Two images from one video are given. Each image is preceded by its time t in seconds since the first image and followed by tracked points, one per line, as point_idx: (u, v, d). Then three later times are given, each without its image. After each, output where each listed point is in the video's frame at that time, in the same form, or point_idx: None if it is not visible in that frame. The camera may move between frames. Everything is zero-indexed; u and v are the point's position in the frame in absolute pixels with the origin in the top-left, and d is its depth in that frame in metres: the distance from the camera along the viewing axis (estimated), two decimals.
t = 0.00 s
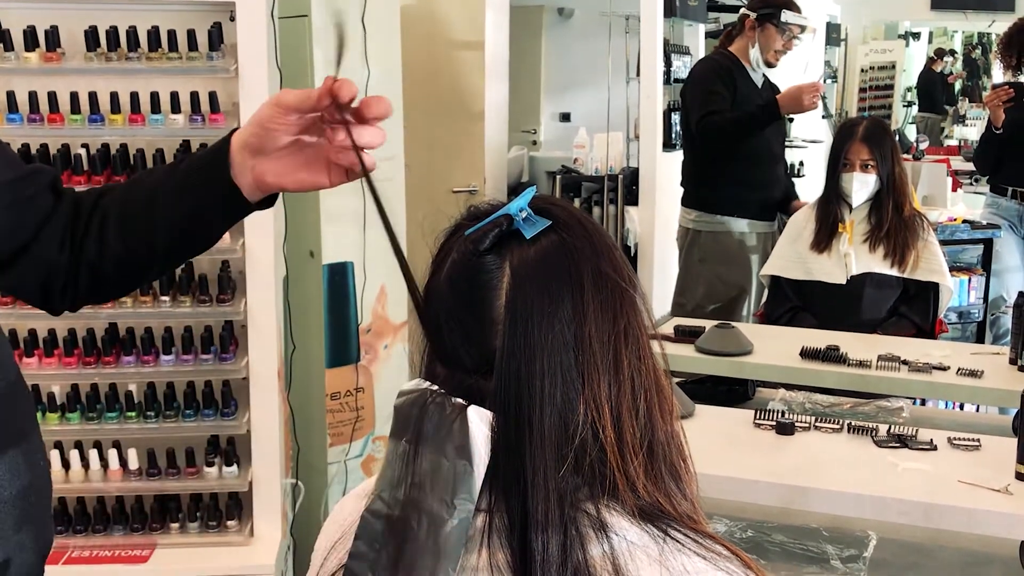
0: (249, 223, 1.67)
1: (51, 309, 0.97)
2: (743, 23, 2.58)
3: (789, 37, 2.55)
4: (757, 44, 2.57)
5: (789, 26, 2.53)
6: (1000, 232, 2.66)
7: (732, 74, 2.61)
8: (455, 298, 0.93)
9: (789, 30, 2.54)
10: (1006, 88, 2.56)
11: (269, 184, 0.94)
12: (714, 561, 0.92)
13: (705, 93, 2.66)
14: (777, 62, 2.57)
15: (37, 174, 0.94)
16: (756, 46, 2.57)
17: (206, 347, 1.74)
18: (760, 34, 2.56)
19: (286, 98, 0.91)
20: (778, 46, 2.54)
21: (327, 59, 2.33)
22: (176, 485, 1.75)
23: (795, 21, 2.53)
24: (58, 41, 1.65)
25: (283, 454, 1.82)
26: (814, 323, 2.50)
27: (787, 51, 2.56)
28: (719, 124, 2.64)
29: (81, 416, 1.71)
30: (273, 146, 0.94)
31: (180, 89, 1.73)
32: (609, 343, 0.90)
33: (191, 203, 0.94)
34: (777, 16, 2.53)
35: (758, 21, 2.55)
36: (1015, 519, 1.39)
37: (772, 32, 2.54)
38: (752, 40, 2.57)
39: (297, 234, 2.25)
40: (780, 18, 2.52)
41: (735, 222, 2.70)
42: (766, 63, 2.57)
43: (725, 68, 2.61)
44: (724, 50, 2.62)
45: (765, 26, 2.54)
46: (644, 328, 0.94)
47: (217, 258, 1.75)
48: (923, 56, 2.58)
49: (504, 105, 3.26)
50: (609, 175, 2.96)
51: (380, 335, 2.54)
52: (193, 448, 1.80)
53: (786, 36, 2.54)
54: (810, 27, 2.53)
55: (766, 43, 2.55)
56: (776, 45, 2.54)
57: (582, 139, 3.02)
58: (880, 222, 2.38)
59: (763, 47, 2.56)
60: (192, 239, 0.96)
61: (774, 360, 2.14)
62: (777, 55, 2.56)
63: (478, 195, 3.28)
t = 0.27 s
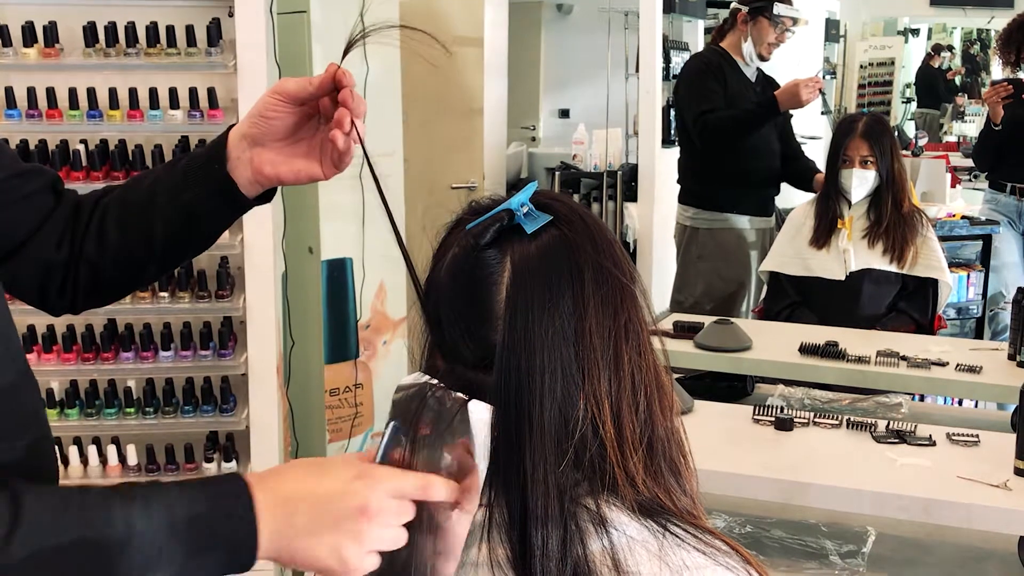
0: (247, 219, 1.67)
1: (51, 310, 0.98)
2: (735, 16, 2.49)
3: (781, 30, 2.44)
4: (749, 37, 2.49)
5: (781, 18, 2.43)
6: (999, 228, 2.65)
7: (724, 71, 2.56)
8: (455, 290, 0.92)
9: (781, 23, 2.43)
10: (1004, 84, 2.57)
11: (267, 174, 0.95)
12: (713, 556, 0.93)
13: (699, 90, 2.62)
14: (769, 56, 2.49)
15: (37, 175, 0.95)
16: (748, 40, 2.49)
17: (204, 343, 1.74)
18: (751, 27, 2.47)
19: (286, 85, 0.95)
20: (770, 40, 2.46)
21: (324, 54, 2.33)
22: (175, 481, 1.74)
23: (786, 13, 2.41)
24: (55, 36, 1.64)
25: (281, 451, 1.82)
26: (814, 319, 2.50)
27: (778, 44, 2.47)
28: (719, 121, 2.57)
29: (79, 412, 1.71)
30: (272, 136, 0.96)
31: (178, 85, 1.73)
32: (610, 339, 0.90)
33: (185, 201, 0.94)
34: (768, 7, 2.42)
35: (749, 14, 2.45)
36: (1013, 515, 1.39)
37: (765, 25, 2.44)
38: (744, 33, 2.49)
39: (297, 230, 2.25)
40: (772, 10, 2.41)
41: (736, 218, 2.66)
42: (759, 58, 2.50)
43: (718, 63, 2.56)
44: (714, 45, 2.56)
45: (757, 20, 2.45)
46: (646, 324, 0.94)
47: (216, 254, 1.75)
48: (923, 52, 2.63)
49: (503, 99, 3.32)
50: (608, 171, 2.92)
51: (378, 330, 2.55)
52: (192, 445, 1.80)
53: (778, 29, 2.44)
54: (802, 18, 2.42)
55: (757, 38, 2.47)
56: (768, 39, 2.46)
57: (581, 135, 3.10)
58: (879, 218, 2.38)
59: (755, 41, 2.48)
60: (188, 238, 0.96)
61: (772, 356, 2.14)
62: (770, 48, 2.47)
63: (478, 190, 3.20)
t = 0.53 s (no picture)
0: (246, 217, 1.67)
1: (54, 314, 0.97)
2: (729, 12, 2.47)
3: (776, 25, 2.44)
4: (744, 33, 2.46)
5: (777, 13, 2.41)
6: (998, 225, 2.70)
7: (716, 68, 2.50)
8: (453, 288, 0.92)
9: (776, 18, 2.42)
10: (1003, 81, 2.62)
11: (270, 175, 0.96)
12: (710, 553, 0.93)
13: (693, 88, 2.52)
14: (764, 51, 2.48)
15: (45, 179, 0.96)
16: (743, 36, 2.46)
17: (203, 340, 1.74)
18: (746, 22, 2.44)
19: (290, 86, 0.95)
20: (765, 36, 2.44)
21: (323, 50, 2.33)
22: (174, 479, 1.75)
23: (782, 8, 2.41)
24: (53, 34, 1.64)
25: (281, 448, 1.82)
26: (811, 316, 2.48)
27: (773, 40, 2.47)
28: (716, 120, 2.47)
29: (78, 409, 1.71)
30: (275, 136, 0.97)
31: (175, 82, 1.73)
32: (608, 335, 0.90)
33: (189, 203, 0.94)
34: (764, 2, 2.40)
35: (744, 8, 2.42)
36: (1011, 511, 1.39)
37: (760, 20, 2.42)
38: (739, 28, 2.46)
39: (293, 228, 2.25)
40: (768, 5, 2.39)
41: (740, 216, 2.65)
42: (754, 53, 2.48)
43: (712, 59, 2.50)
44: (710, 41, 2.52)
45: (752, 14, 2.41)
46: (643, 320, 0.94)
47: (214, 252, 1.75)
48: (921, 48, 2.69)
49: (503, 96, 3.27)
50: (606, 168, 2.93)
51: (377, 328, 2.55)
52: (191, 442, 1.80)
53: (774, 25, 2.43)
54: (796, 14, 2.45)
55: (753, 33, 2.44)
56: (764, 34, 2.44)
57: (580, 131, 3.05)
58: (878, 214, 2.37)
59: (751, 36, 2.45)
60: (189, 243, 0.96)
61: (771, 353, 2.14)
62: (766, 43, 2.45)
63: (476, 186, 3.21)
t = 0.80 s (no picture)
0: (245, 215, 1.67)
1: (59, 313, 0.98)
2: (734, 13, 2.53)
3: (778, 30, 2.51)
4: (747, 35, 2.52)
5: (781, 18, 2.48)
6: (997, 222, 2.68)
7: (720, 66, 2.58)
8: (450, 288, 0.93)
9: (780, 22, 2.48)
10: (1003, 79, 2.59)
11: (274, 183, 0.96)
12: (708, 551, 0.93)
13: (695, 88, 2.61)
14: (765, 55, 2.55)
15: (58, 180, 0.97)
16: (746, 38, 2.52)
17: (202, 339, 1.74)
18: (751, 24, 2.50)
19: (297, 95, 0.96)
20: (768, 40, 2.51)
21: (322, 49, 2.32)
22: (174, 477, 1.74)
23: (786, 14, 2.48)
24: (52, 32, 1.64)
25: (280, 446, 1.82)
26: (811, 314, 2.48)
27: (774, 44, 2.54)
28: (716, 120, 2.58)
29: (77, 408, 1.71)
30: (280, 145, 0.97)
31: (174, 80, 1.72)
32: (605, 333, 0.90)
33: (194, 206, 0.95)
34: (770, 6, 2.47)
35: (751, 10, 2.49)
36: (1010, 509, 1.39)
37: (765, 24, 2.48)
38: (743, 30, 2.52)
39: (293, 227, 2.25)
40: (773, 10, 2.46)
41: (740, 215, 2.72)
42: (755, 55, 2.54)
43: (712, 57, 2.58)
44: (712, 39, 2.58)
45: (757, 18, 2.48)
46: (640, 318, 0.94)
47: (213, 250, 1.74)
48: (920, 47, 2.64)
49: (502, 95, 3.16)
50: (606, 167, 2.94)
51: (376, 326, 2.56)
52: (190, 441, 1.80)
53: (776, 29, 2.50)
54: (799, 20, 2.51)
55: (756, 36, 2.51)
56: (767, 38, 2.51)
57: (579, 130, 2.96)
58: (877, 213, 2.37)
59: (754, 39, 2.51)
60: (193, 246, 0.96)
61: (771, 351, 2.14)
62: (767, 47, 2.53)
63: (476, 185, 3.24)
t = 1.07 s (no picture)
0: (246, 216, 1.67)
1: (54, 313, 0.99)
2: (738, 15, 2.50)
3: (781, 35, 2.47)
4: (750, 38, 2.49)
5: (784, 23, 2.44)
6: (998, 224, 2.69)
7: (721, 69, 2.56)
8: (450, 289, 0.93)
9: (784, 28, 2.45)
10: (1004, 80, 2.58)
11: (257, 186, 0.96)
12: (709, 551, 0.93)
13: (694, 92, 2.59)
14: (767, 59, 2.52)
15: (59, 181, 0.99)
16: (749, 41, 2.49)
17: (202, 340, 1.74)
18: (755, 28, 2.47)
19: (278, 98, 0.95)
20: (770, 45, 2.47)
21: (324, 50, 2.32)
22: (174, 478, 1.74)
23: (790, 19, 2.43)
24: (53, 33, 1.64)
25: (280, 447, 1.82)
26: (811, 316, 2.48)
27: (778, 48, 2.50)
28: (716, 120, 2.55)
29: (78, 409, 1.71)
30: (260, 149, 0.96)
31: (175, 82, 1.73)
32: (605, 334, 0.90)
33: (181, 209, 0.95)
34: (773, 10, 2.42)
35: (755, 14, 2.45)
36: (1010, 510, 1.39)
37: (768, 29, 2.45)
38: (746, 33, 2.49)
39: (294, 226, 2.25)
40: (776, 14, 2.41)
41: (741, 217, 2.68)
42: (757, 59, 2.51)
43: (712, 59, 2.56)
44: (714, 41, 2.57)
45: (761, 22, 2.44)
46: (641, 319, 0.94)
47: (214, 251, 1.75)
48: (922, 49, 2.64)
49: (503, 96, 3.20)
50: (606, 168, 2.95)
51: (377, 327, 2.56)
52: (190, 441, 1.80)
53: (779, 34, 2.46)
54: (803, 25, 2.47)
55: (759, 40, 2.48)
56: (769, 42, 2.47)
57: (580, 131, 2.97)
58: (878, 214, 2.37)
59: (757, 43, 2.48)
60: (183, 248, 0.97)
61: (771, 352, 2.14)
62: (770, 52, 2.49)
63: (477, 186, 3.25)
